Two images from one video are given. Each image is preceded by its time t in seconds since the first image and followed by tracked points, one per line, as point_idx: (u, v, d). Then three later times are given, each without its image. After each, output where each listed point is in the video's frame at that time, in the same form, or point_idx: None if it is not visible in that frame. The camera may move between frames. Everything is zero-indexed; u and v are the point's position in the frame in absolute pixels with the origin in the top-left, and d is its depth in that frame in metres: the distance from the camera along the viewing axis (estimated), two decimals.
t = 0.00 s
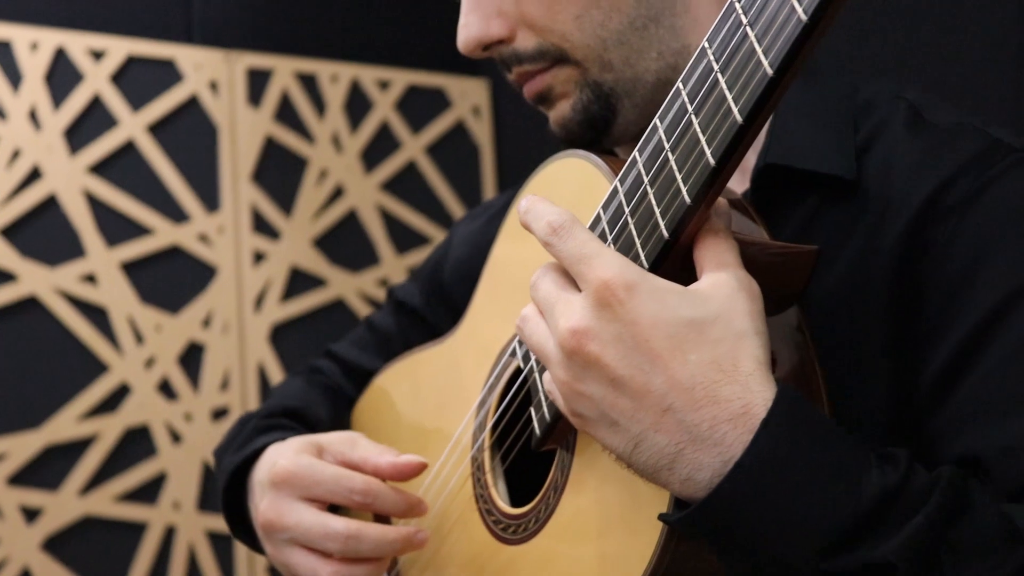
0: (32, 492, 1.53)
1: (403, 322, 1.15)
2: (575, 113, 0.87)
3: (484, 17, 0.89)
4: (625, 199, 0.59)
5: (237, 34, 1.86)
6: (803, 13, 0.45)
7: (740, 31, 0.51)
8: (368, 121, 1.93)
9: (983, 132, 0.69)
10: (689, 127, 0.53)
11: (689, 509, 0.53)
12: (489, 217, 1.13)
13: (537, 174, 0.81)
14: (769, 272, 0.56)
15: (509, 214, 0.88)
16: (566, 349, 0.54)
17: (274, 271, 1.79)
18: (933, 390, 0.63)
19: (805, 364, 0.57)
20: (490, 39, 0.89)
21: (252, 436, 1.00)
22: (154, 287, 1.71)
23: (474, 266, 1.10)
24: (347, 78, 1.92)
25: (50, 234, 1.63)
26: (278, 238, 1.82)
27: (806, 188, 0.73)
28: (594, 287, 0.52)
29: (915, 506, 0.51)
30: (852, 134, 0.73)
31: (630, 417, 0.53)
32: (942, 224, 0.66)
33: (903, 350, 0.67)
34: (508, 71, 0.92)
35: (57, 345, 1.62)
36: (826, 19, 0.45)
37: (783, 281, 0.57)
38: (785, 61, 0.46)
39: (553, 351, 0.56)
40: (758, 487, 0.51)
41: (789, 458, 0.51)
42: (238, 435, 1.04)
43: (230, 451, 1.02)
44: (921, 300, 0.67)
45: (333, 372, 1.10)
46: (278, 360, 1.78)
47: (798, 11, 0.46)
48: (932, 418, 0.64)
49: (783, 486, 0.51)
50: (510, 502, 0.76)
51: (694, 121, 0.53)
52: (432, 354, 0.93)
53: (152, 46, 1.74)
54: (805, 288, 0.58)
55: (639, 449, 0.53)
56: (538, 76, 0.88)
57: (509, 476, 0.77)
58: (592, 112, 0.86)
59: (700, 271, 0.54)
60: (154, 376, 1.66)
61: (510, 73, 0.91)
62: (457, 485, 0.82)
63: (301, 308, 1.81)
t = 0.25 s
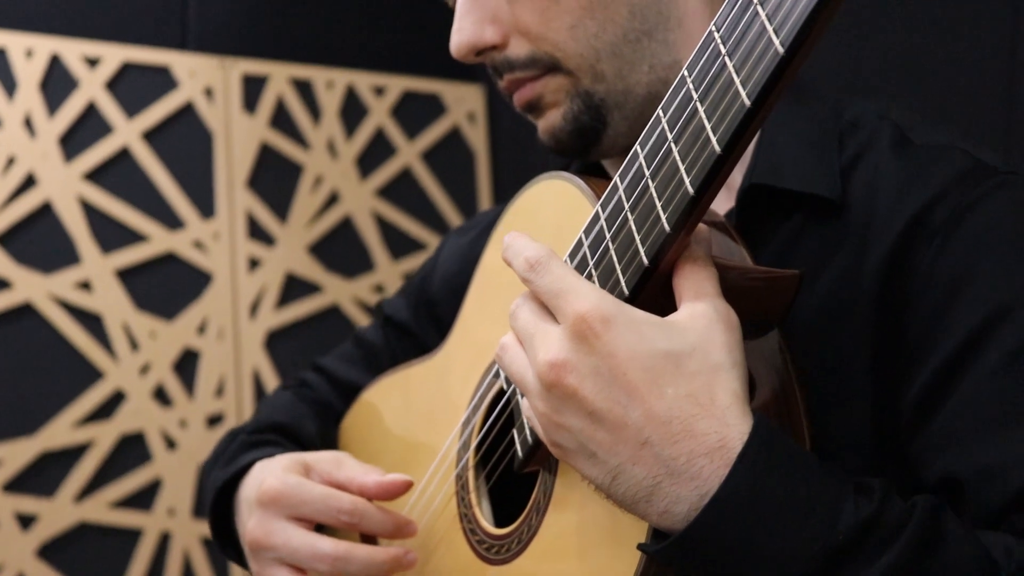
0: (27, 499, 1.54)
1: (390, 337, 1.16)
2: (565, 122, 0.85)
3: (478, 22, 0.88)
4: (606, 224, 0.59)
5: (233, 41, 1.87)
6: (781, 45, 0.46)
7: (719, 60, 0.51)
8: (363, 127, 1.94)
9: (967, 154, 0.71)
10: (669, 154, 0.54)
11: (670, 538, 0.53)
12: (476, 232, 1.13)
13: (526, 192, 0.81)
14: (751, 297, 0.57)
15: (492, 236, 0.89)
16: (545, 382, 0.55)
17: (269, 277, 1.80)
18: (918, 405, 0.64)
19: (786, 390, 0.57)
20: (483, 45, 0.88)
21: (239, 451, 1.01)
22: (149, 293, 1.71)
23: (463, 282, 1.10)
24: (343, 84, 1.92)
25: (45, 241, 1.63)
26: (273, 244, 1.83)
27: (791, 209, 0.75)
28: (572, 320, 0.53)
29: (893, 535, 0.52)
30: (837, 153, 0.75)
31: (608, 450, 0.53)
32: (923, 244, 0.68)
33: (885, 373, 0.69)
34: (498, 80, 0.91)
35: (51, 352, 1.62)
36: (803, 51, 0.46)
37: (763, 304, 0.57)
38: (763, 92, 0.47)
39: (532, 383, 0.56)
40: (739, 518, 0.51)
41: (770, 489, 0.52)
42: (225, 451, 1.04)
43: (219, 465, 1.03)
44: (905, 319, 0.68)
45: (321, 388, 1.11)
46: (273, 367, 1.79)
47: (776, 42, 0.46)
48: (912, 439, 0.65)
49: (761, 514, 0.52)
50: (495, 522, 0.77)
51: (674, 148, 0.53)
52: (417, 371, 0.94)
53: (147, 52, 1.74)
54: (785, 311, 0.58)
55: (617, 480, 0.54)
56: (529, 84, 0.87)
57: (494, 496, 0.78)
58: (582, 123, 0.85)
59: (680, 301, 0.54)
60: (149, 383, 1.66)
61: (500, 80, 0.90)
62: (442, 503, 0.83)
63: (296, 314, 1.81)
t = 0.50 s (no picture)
0: (23, 506, 1.54)
1: (385, 351, 1.17)
2: (591, 114, 0.80)
3: (508, 5, 0.83)
4: (590, 251, 0.61)
5: (229, 47, 1.87)
6: (760, 80, 0.47)
7: (700, 93, 0.53)
8: (360, 133, 1.94)
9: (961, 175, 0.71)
10: (651, 185, 0.56)
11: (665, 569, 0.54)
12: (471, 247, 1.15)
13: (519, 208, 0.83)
14: (735, 322, 0.58)
15: (486, 245, 0.90)
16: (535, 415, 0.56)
17: (265, 284, 1.80)
18: (912, 423, 0.65)
19: (770, 421, 0.59)
20: (514, 28, 0.83)
21: (233, 467, 1.02)
22: (145, 301, 1.71)
23: (457, 295, 1.11)
24: (339, 91, 1.93)
25: (42, 248, 1.64)
26: (270, 251, 1.83)
27: (782, 227, 0.77)
28: (560, 352, 0.54)
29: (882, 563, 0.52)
30: (832, 175, 0.76)
31: (598, 481, 0.54)
32: (920, 262, 0.68)
33: (878, 388, 0.69)
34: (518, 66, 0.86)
35: (48, 360, 1.62)
36: (782, 88, 0.47)
37: (748, 329, 0.58)
38: (742, 127, 0.48)
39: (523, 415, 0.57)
40: (726, 547, 0.52)
41: (758, 516, 0.53)
42: (220, 465, 1.06)
43: (214, 478, 1.04)
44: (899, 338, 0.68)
45: (315, 401, 1.12)
46: (270, 374, 1.79)
47: (755, 78, 0.47)
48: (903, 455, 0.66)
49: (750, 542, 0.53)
50: (482, 542, 0.78)
51: (656, 179, 0.55)
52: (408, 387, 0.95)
53: (143, 60, 1.74)
54: (769, 335, 0.59)
55: (608, 511, 0.54)
56: (556, 72, 0.81)
57: (482, 515, 0.79)
58: (608, 116, 0.81)
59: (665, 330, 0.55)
60: (146, 390, 1.66)
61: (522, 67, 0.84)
62: (432, 521, 0.84)
63: (292, 321, 1.82)
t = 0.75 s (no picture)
0: (22, 511, 1.54)
1: (387, 359, 1.18)
2: (655, 112, 0.78)
3: None
4: (599, 270, 0.64)
5: (227, 53, 1.87)
6: (774, 111, 0.48)
7: (714, 120, 0.54)
8: (357, 138, 1.94)
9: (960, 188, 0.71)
10: (663, 209, 0.58)
11: None
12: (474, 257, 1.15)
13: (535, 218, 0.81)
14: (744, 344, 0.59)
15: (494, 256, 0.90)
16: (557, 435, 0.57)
17: (263, 289, 1.80)
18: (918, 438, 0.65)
19: (769, 430, 0.62)
20: (578, 21, 0.80)
21: (232, 469, 1.03)
22: (144, 306, 1.71)
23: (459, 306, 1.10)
24: (337, 96, 1.93)
25: (40, 254, 1.64)
26: (267, 256, 1.83)
27: (786, 239, 0.77)
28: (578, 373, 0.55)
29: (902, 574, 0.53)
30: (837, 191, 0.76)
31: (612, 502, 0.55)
32: (926, 276, 0.68)
33: (883, 399, 0.70)
34: (573, 64, 0.82)
35: (47, 365, 1.63)
36: (794, 120, 0.48)
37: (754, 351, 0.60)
38: (756, 155, 0.50)
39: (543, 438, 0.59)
40: (743, 563, 0.52)
41: (764, 540, 0.52)
42: (218, 467, 1.06)
43: (213, 478, 1.05)
44: (902, 349, 0.69)
45: (316, 408, 1.12)
46: (268, 379, 1.79)
47: (770, 108, 0.49)
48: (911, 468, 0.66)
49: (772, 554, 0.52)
50: (482, 554, 0.80)
51: (668, 204, 0.57)
52: (411, 396, 0.95)
53: (141, 66, 1.75)
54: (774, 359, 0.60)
55: (622, 533, 0.55)
56: (619, 69, 0.78)
57: (483, 528, 0.81)
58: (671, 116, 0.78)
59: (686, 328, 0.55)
60: (144, 395, 1.67)
61: (581, 65, 0.81)
62: (433, 531, 0.85)
63: (290, 326, 1.82)
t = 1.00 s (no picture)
0: (21, 515, 1.55)
1: (382, 368, 1.20)
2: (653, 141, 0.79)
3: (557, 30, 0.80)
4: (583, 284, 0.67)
5: (228, 57, 1.88)
6: (750, 131, 0.51)
7: (693, 136, 0.57)
8: (357, 142, 1.95)
9: (953, 204, 0.73)
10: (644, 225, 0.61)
11: (720, 534, 0.54)
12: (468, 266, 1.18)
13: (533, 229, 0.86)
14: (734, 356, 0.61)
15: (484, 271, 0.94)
16: (612, 336, 0.54)
17: (263, 292, 1.81)
18: (918, 441, 0.65)
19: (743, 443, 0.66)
20: (569, 54, 0.79)
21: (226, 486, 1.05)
22: (143, 310, 1.72)
23: (452, 315, 1.13)
24: (336, 100, 1.93)
25: (40, 258, 1.64)
26: (267, 259, 1.84)
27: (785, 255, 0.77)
28: (652, 273, 0.52)
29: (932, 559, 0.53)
30: (832, 206, 0.77)
31: (666, 420, 0.53)
32: (923, 285, 0.69)
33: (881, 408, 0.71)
34: (563, 99, 0.82)
35: (46, 369, 1.63)
36: (771, 140, 0.51)
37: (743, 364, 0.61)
38: (733, 173, 0.53)
39: (591, 339, 0.56)
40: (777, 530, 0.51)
41: (830, 491, 0.50)
42: (213, 483, 1.08)
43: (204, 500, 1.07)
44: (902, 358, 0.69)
45: (312, 417, 1.15)
46: (267, 382, 1.80)
47: (745, 128, 0.52)
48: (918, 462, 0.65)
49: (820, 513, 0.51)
50: (473, 565, 0.81)
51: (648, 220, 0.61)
52: (404, 409, 0.98)
53: (140, 70, 1.75)
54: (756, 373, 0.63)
55: (670, 453, 0.53)
56: (612, 100, 0.79)
57: (474, 538, 0.82)
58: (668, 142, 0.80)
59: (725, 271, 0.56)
60: (143, 398, 1.67)
61: (573, 100, 0.81)
62: (423, 541, 0.87)
63: (290, 329, 1.83)
